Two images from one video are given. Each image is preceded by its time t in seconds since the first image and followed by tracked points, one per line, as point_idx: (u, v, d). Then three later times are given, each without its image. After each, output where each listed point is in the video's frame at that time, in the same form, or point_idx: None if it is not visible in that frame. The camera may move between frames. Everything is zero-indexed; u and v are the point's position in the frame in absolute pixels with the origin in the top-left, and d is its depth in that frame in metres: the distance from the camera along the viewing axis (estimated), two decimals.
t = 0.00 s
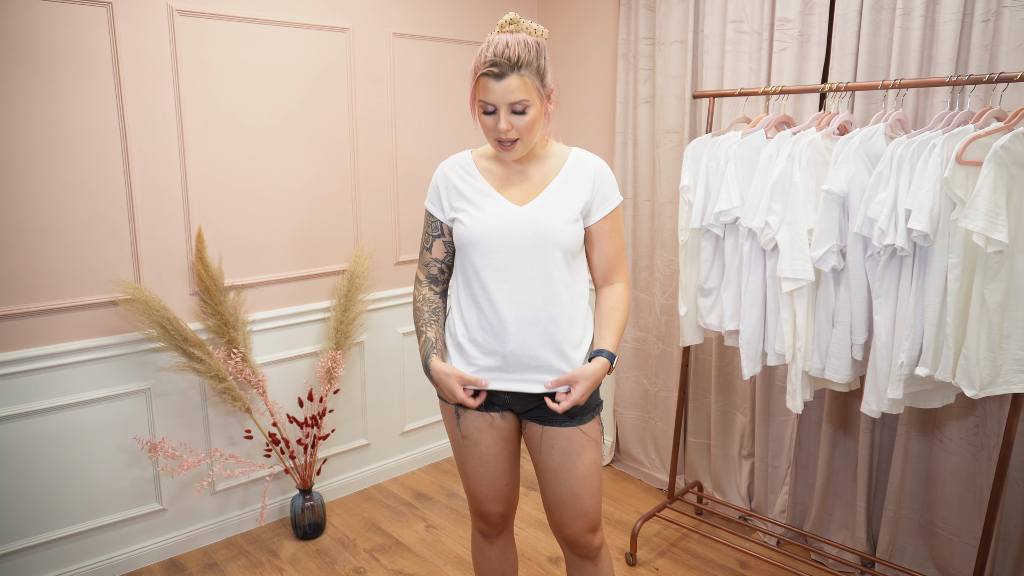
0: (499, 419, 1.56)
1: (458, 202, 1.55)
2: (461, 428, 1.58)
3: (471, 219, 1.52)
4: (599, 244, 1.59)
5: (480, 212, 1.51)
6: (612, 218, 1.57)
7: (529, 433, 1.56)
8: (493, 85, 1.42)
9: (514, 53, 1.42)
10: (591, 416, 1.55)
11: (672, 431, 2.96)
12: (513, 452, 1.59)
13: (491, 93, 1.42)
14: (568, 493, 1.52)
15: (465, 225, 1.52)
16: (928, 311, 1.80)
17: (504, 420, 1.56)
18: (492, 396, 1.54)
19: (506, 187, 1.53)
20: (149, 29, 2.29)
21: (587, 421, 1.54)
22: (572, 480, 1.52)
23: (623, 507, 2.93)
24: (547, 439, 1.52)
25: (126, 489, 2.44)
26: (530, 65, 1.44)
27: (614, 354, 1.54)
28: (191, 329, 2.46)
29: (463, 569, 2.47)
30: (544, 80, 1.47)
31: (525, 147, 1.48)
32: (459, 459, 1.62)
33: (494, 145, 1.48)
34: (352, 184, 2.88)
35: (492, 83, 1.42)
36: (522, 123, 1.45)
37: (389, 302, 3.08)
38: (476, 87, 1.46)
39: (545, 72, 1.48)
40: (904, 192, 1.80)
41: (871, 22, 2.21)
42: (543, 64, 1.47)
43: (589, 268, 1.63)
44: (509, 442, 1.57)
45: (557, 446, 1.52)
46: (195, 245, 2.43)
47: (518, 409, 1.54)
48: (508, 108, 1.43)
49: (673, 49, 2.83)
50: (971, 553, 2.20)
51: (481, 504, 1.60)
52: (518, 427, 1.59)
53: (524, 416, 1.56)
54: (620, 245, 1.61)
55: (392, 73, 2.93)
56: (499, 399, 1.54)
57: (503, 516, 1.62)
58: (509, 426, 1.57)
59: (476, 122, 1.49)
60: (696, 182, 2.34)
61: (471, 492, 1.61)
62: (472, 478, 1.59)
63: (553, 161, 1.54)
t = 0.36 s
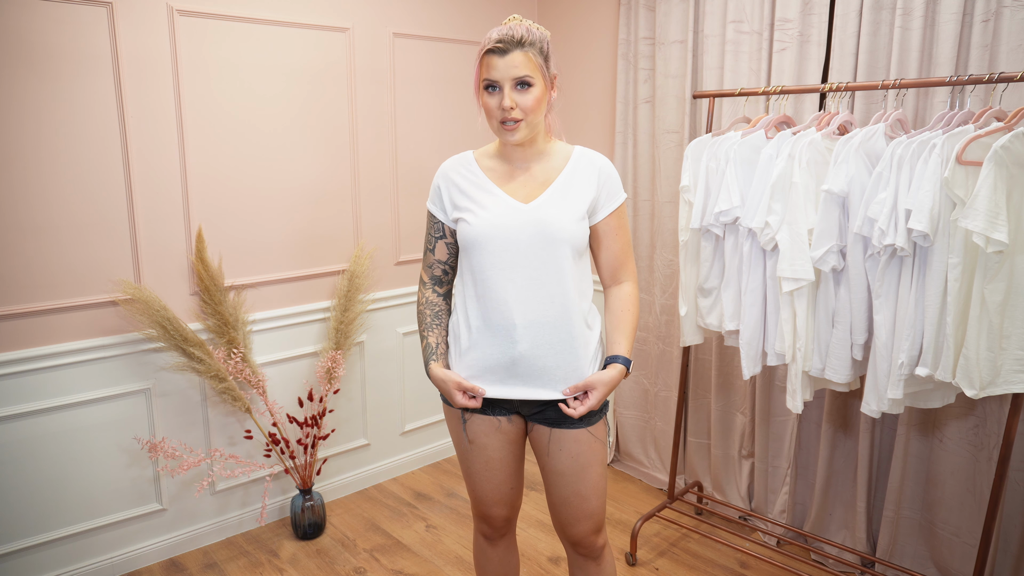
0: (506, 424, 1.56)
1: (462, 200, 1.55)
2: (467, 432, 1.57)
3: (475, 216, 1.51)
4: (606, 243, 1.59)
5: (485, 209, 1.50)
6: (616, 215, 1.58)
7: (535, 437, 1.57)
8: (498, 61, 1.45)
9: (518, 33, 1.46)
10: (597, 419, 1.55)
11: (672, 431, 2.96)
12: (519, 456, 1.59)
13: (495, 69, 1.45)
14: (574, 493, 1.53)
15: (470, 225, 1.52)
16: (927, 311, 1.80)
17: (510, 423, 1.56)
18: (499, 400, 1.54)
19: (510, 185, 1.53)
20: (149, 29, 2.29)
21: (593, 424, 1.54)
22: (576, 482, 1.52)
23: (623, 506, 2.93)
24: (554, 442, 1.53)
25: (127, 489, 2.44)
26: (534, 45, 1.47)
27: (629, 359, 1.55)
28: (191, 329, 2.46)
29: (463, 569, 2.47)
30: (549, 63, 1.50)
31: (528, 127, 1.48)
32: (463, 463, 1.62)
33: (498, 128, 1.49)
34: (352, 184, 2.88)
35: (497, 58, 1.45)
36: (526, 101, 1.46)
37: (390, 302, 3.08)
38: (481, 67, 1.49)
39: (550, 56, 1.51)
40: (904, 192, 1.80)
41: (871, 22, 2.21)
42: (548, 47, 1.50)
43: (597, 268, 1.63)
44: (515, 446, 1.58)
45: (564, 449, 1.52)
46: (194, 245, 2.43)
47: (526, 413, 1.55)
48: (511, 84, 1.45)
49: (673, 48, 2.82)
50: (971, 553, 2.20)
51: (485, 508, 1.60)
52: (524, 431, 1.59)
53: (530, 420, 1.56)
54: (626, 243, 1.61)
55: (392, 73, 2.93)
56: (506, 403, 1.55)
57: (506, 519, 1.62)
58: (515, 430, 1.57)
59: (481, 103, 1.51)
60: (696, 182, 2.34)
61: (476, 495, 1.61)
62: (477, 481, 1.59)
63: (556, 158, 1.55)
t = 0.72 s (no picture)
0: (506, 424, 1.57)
1: (465, 199, 1.55)
2: (468, 433, 1.57)
3: (479, 216, 1.51)
4: (607, 245, 1.59)
5: (489, 209, 1.50)
6: (618, 216, 1.58)
7: (536, 438, 1.57)
8: (502, 56, 1.45)
9: (523, 29, 1.47)
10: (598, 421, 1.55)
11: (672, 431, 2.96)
12: (519, 455, 1.59)
13: (498, 64, 1.46)
14: (575, 495, 1.53)
15: (473, 223, 1.51)
16: (927, 311, 1.80)
17: (511, 424, 1.57)
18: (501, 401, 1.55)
19: (514, 184, 1.53)
20: (149, 29, 2.29)
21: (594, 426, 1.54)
22: (577, 483, 1.52)
23: (623, 507, 2.93)
24: (555, 443, 1.53)
25: (127, 489, 2.44)
26: (538, 41, 1.47)
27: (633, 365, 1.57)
28: (191, 329, 2.46)
29: (463, 569, 2.47)
30: (552, 60, 1.51)
31: (532, 123, 1.48)
32: (464, 463, 1.61)
33: (501, 124, 1.49)
34: (352, 184, 2.88)
35: (501, 54, 1.46)
36: (530, 96, 1.46)
37: (390, 302, 3.08)
38: (485, 64, 1.49)
39: (554, 54, 1.52)
40: (904, 192, 1.80)
41: (871, 22, 2.21)
42: (552, 45, 1.51)
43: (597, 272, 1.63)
44: (516, 447, 1.58)
45: (565, 451, 1.52)
46: (194, 245, 2.43)
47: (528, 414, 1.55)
48: (515, 79, 1.45)
49: (673, 49, 2.83)
50: (971, 553, 2.20)
51: (486, 509, 1.60)
52: (525, 432, 1.60)
53: (531, 421, 1.57)
54: (625, 245, 1.62)
55: (392, 73, 2.93)
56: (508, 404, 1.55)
57: (506, 520, 1.62)
58: (516, 431, 1.58)
59: (485, 99, 1.51)
60: (696, 183, 2.34)
61: (476, 496, 1.60)
62: (477, 482, 1.59)
63: (560, 158, 1.55)
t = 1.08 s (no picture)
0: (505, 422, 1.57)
1: (468, 196, 1.56)
2: (466, 430, 1.59)
3: (480, 212, 1.52)
4: (613, 240, 1.60)
5: (490, 208, 1.51)
6: (626, 213, 1.59)
7: (536, 437, 1.57)
8: (495, 51, 1.49)
9: (516, 25, 1.51)
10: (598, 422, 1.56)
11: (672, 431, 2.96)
12: (518, 454, 1.60)
13: (492, 60, 1.50)
14: (575, 495, 1.53)
15: (473, 221, 1.52)
16: (927, 311, 1.80)
17: (510, 424, 1.57)
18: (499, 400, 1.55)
19: (516, 183, 1.53)
20: (149, 29, 2.29)
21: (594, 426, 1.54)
22: (578, 484, 1.52)
23: (623, 507, 2.93)
24: (554, 443, 1.53)
25: (127, 490, 2.44)
26: (531, 35, 1.50)
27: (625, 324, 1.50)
28: (191, 329, 2.46)
29: (463, 569, 2.47)
30: (549, 54, 1.52)
31: (529, 114, 1.49)
32: (464, 460, 1.63)
33: (500, 119, 1.51)
34: (352, 183, 2.88)
35: (494, 51, 1.50)
36: (525, 87, 1.47)
37: (390, 302, 3.07)
38: (481, 62, 1.54)
39: (551, 48, 1.53)
40: (904, 192, 1.80)
41: (871, 22, 2.21)
42: (549, 39, 1.53)
43: (604, 261, 1.64)
44: (515, 447, 1.59)
45: (564, 452, 1.52)
46: (194, 245, 2.43)
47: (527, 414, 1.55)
48: (508, 72, 1.48)
49: (673, 49, 2.83)
50: (971, 553, 2.20)
51: (485, 506, 1.62)
52: (525, 432, 1.60)
53: (531, 420, 1.57)
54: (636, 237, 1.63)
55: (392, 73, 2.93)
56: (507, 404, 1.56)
57: (505, 519, 1.63)
58: (515, 430, 1.58)
59: (484, 98, 1.54)
60: (696, 183, 2.34)
61: (476, 493, 1.62)
62: (476, 479, 1.61)
63: (564, 157, 1.55)
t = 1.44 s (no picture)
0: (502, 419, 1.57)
1: (468, 196, 1.57)
2: (465, 427, 1.60)
3: (478, 211, 1.53)
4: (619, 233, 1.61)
5: (487, 206, 1.52)
6: (631, 209, 1.59)
7: (533, 437, 1.57)
8: (484, 54, 1.50)
9: (507, 26, 1.50)
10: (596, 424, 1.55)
11: (672, 431, 2.96)
12: (516, 453, 1.60)
13: (482, 63, 1.50)
14: (574, 496, 1.52)
15: (471, 220, 1.53)
16: (927, 311, 1.80)
17: (508, 422, 1.57)
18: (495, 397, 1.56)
19: (514, 182, 1.54)
20: (149, 29, 2.29)
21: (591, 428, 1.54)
22: (575, 485, 1.52)
23: (623, 506, 2.93)
24: (551, 443, 1.53)
25: (127, 490, 2.44)
26: (521, 36, 1.49)
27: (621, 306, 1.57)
28: (191, 329, 2.46)
29: (463, 569, 2.47)
30: (541, 53, 1.51)
31: (519, 119, 1.50)
32: (462, 458, 1.64)
33: (493, 121, 1.53)
34: (352, 183, 2.87)
35: (484, 53, 1.50)
36: (513, 91, 1.48)
37: (389, 302, 3.07)
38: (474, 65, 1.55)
39: (544, 47, 1.52)
40: (904, 192, 1.80)
41: (871, 22, 2.21)
42: (542, 38, 1.52)
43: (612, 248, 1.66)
44: (513, 445, 1.59)
45: (562, 452, 1.52)
46: (194, 245, 2.43)
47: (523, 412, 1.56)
48: (497, 76, 1.49)
49: (673, 49, 2.83)
50: (971, 553, 2.20)
51: (483, 505, 1.62)
52: (523, 430, 1.60)
53: (529, 420, 1.57)
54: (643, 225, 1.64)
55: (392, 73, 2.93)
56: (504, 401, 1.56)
57: (504, 518, 1.64)
58: (513, 429, 1.58)
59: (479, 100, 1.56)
60: (696, 182, 2.34)
61: (474, 491, 1.63)
62: (474, 477, 1.61)
63: (564, 157, 1.54)
